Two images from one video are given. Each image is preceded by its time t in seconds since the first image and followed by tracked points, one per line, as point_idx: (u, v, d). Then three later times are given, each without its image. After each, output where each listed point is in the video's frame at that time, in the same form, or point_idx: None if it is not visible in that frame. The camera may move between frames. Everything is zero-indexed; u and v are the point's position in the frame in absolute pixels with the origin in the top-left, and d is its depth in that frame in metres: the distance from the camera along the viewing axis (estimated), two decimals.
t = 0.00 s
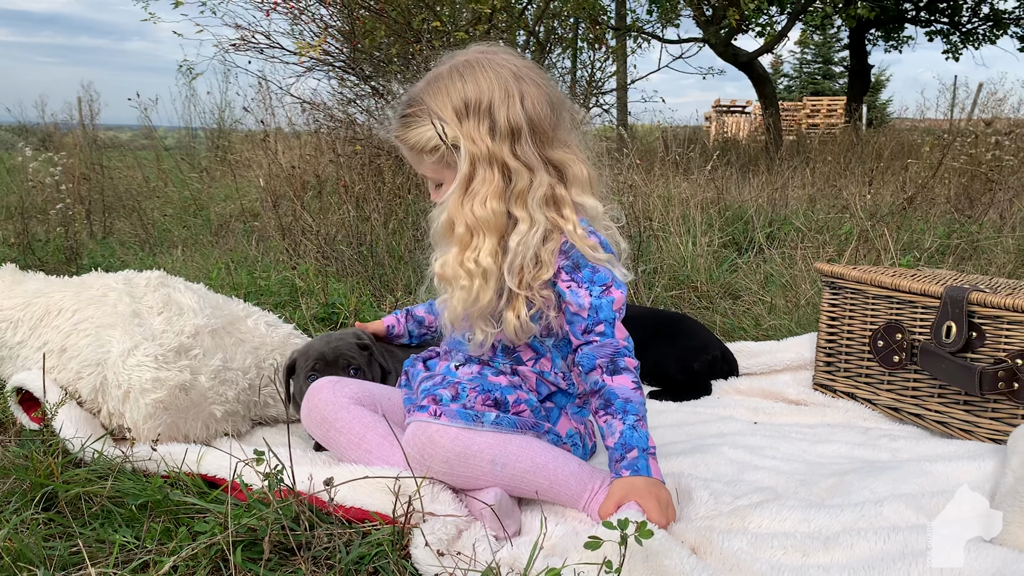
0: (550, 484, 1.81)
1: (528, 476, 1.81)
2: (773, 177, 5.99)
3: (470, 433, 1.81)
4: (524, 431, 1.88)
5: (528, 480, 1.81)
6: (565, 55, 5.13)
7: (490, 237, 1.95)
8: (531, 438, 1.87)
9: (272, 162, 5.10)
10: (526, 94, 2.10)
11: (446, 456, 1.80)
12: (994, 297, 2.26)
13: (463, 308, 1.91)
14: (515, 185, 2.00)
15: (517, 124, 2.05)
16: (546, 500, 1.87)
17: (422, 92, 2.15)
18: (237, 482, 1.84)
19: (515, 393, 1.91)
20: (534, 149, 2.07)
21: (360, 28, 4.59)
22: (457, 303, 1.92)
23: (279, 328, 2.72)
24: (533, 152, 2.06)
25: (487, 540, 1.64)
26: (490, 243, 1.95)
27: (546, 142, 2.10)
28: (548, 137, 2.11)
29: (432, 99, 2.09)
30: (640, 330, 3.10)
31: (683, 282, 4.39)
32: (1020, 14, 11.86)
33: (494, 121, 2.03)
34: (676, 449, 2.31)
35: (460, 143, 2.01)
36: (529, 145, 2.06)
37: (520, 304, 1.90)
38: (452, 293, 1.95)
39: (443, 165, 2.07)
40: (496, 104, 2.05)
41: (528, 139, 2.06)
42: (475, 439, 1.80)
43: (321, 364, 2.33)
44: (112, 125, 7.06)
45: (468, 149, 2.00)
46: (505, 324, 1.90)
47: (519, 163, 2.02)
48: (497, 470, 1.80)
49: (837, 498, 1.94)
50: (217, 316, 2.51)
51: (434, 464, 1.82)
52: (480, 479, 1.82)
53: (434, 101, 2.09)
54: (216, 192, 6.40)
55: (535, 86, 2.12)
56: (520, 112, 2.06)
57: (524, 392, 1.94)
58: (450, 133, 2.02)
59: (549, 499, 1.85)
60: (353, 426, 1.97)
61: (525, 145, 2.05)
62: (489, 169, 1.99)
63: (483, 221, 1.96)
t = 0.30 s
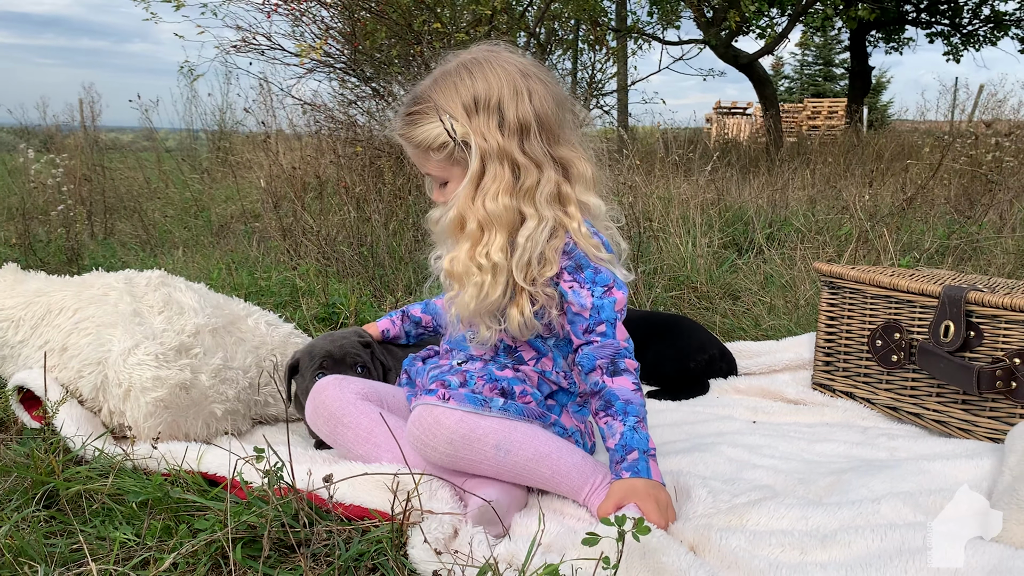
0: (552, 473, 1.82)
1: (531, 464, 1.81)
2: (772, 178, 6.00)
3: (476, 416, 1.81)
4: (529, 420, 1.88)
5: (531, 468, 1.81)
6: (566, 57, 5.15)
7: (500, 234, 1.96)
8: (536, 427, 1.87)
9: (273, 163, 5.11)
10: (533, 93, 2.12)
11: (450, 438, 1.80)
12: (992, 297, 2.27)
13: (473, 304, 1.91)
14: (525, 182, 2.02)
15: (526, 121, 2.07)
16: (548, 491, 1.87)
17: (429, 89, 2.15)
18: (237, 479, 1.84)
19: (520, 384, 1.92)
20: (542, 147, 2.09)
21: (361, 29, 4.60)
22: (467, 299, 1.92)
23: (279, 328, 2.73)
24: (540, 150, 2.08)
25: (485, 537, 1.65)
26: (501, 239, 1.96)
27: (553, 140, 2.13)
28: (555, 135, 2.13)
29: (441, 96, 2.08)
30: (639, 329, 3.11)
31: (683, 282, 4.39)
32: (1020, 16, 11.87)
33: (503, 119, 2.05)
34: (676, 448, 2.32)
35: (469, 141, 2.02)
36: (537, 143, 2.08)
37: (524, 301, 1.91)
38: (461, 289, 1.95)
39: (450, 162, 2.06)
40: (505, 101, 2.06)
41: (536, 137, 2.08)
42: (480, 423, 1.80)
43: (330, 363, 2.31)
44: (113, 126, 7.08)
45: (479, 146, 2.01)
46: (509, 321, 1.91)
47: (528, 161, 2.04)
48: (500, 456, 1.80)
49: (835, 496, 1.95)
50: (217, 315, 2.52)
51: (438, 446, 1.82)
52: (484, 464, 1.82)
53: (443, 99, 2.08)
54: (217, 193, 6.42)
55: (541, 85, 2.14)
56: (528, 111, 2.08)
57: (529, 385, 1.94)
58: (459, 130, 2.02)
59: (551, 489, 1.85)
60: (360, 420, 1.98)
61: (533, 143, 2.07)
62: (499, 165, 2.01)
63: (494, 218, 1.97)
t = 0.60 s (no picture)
0: (556, 467, 1.81)
1: (535, 457, 1.82)
2: (773, 180, 6.00)
3: (485, 407, 1.82)
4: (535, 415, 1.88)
5: (535, 461, 1.82)
6: (568, 59, 5.15)
7: (519, 238, 1.96)
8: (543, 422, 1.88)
9: (273, 165, 5.12)
10: (548, 97, 2.12)
11: (457, 426, 1.81)
12: (991, 300, 2.27)
13: (491, 308, 1.89)
14: (541, 187, 2.02)
15: (543, 125, 2.07)
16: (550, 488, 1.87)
17: (442, 91, 2.11)
18: (234, 481, 1.84)
19: (528, 381, 1.92)
20: (556, 152, 2.09)
21: (363, 31, 4.61)
22: (485, 303, 1.90)
23: (278, 330, 2.73)
24: (555, 155, 2.08)
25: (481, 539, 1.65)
26: (519, 243, 1.96)
27: (567, 144, 2.14)
28: (568, 139, 2.14)
29: (456, 98, 2.05)
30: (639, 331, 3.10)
31: (683, 284, 4.39)
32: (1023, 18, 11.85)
33: (521, 123, 2.04)
34: (674, 450, 2.32)
35: (487, 145, 2.00)
36: (552, 147, 2.08)
37: (534, 305, 1.91)
38: (477, 293, 1.94)
39: (465, 165, 2.03)
40: (523, 105, 2.05)
41: (551, 142, 2.08)
42: (488, 414, 1.81)
43: (336, 366, 2.32)
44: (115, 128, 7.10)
45: (498, 150, 1.99)
46: (520, 324, 1.91)
47: (543, 166, 2.04)
48: (505, 446, 1.81)
49: (832, 499, 1.94)
50: (216, 317, 2.52)
51: (444, 434, 1.83)
52: (489, 454, 1.83)
53: (458, 101, 2.05)
54: (219, 195, 6.43)
55: (555, 90, 2.15)
56: (544, 115, 2.07)
57: (537, 381, 1.95)
58: (477, 134, 2.00)
59: (553, 484, 1.85)
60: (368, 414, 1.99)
61: (549, 147, 2.07)
62: (518, 169, 2.00)
63: (512, 222, 1.97)
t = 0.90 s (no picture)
0: (546, 478, 1.82)
1: (523, 471, 1.82)
2: (774, 182, 6.00)
3: (470, 427, 1.82)
4: (524, 426, 1.88)
5: (524, 473, 1.82)
6: (568, 61, 5.16)
7: (526, 234, 1.97)
8: (531, 433, 1.88)
9: (273, 166, 5.13)
10: (551, 96, 2.13)
11: (444, 447, 1.82)
12: (988, 301, 2.27)
13: (499, 305, 1.88)
14: (545, 185, 2.04)
15: (548, 124, 2.09)
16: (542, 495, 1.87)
17: (445, 88, 2.09)
18: (229, 481, 1.84)
19: (516, 391, 1.91)
20: (559, 150, 2.11)
21: (364, 32, 4.62)
22: (494, 300, 1.89)
23: (276, 330, 2.73)
24: (559, 153, 2.10)
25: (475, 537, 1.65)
26: (527, 240, 1.97)
27: (570, 143, 2.16)
28: (571, 138, 2.17)
29: (461, 95, 2.05)
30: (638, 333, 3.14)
31: (682, 285, 4.39)
32: None
33: (526, 122, 2.05)
34: (670, 451, 2.32)
35: (494, 142, 2.00)
36: (556, 146, 2.10)
37: (535, 303, 1.92)
38: (484, 290, 1.92)
39: (469, 162, 2.01)
40: (528, 103, 2.07)
41: (554, 140, 2.10)
42: (474, 432, 1.82)
43: (332, 367, 2.32)
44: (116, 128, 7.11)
45: (505, 147, 2.00)
46: (524, 323, 1.91)
47: (548, 164, 2.06)
48: (493, 463, 1.82)
49: (827, 500, 1.95)
50: (213, 317, 2.53)
51: (432, 454, 1.84)
52: (478, 471, 1.83)
53: (463, 98, 2.04)
54: (219, 195, 6.44)
55: (557, 89, 2.17)
56: (549, 114, 2.09)
57: (527, 391, 1.93)
58: (484, 131, 2.00)
59: (544, 492, 1.85)
60: (357, 422, 1.99)
61: (552, 146, 2.09)
62: (524, 167, 2.01)
63: (520, 218, 1.97)
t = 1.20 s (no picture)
0: (542, 478, 1.82)
1: (519, 470, 1.82)
2: (775, 182, 6.00)
3: (465, 428, 1.82)
4: (519, 426, 1.89)
5: (520, 473, 1.82)
6: (570, 60, 5.16)
7: (523, 227, 1.97)
8: (526, 433, 1.88)
9: (275, 164, 5.13)
10: (548, 90, 2.14)
11: (439, 449, 1.82)
12: (989, 300, 2.27)
13: (495, 298, 1.89)
14: (542, 178, 2.04)
15: (544, 117, 2.09)
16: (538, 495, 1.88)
17: (442, 81, 2.09)
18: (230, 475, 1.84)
19: (512, 390, 1.92)
20: (556, 143, 2.11)
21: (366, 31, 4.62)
22: (490, 293, 1.89)
23: (277, 325, 2.74)
24: (555, 146, 2.10)
25: (475, 532, 1.65)
26: (523, 233, 1.97)
27: (566, 137, 2.16)
28: (567, 131, 2.17)
29: (459, 88, 2.05)
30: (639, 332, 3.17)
31: (683, 284, 4.40)
32: None
33: (523, 114, 2.05)
34: (670, 447, 2.32)
35: (491, 135, 2.00)
36: (552, 139, 2.10)
37: (532, 296, 1.92)
38: (481, 283, 1.93)
39: (466, 156, 2.01)
40: (525, 96, 2.07)
41: (551, 133, 2.10)
42: (469, 433, 1.82)
43: (331, 362, 2.32)
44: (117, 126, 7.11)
45: (502, 140, 2.00)
46: (520, 316, 1.91)
47: (545, 156, 2.06)
48: (489, 463, 1.82)
49: (828, 497, 1.94)
50: (215, 312, 2.53)
51: (427, 456, 1.85)
52: (474, 471, 1.83)
53: (460, 91, 2.04)
54: (221, 194, 6.45)
55: (553, 83, 2.17)
56: (545, 107, 2.09)
57: (523, 388, 1.94)
58: (481, 124, 2.00)
59: (540, 492, 1.85)
60: (352, 421, 2.00)
61: (549, 139, 2.09)
62: (521, 159, 2.01)
63: (517, 211, 1.98)
